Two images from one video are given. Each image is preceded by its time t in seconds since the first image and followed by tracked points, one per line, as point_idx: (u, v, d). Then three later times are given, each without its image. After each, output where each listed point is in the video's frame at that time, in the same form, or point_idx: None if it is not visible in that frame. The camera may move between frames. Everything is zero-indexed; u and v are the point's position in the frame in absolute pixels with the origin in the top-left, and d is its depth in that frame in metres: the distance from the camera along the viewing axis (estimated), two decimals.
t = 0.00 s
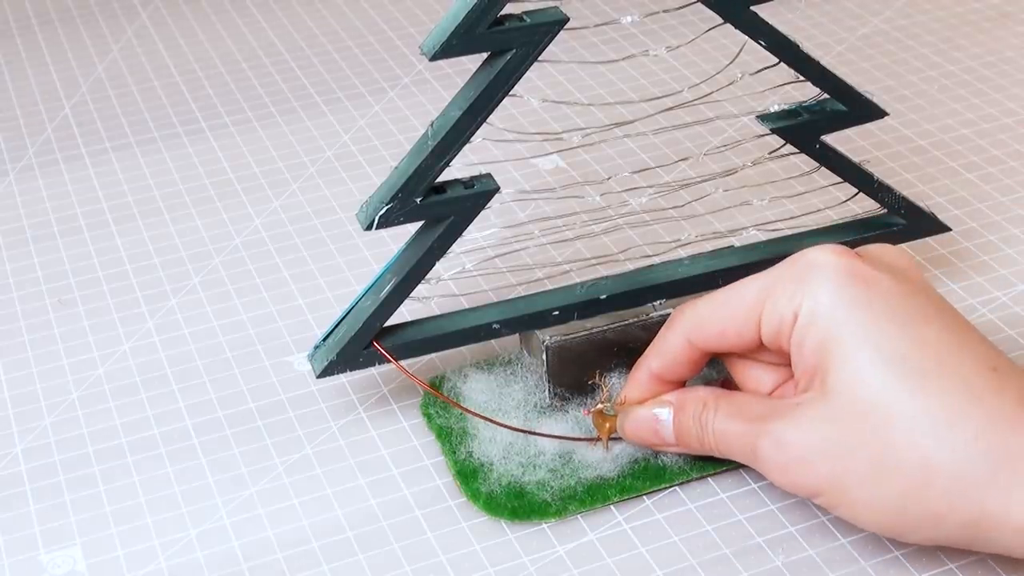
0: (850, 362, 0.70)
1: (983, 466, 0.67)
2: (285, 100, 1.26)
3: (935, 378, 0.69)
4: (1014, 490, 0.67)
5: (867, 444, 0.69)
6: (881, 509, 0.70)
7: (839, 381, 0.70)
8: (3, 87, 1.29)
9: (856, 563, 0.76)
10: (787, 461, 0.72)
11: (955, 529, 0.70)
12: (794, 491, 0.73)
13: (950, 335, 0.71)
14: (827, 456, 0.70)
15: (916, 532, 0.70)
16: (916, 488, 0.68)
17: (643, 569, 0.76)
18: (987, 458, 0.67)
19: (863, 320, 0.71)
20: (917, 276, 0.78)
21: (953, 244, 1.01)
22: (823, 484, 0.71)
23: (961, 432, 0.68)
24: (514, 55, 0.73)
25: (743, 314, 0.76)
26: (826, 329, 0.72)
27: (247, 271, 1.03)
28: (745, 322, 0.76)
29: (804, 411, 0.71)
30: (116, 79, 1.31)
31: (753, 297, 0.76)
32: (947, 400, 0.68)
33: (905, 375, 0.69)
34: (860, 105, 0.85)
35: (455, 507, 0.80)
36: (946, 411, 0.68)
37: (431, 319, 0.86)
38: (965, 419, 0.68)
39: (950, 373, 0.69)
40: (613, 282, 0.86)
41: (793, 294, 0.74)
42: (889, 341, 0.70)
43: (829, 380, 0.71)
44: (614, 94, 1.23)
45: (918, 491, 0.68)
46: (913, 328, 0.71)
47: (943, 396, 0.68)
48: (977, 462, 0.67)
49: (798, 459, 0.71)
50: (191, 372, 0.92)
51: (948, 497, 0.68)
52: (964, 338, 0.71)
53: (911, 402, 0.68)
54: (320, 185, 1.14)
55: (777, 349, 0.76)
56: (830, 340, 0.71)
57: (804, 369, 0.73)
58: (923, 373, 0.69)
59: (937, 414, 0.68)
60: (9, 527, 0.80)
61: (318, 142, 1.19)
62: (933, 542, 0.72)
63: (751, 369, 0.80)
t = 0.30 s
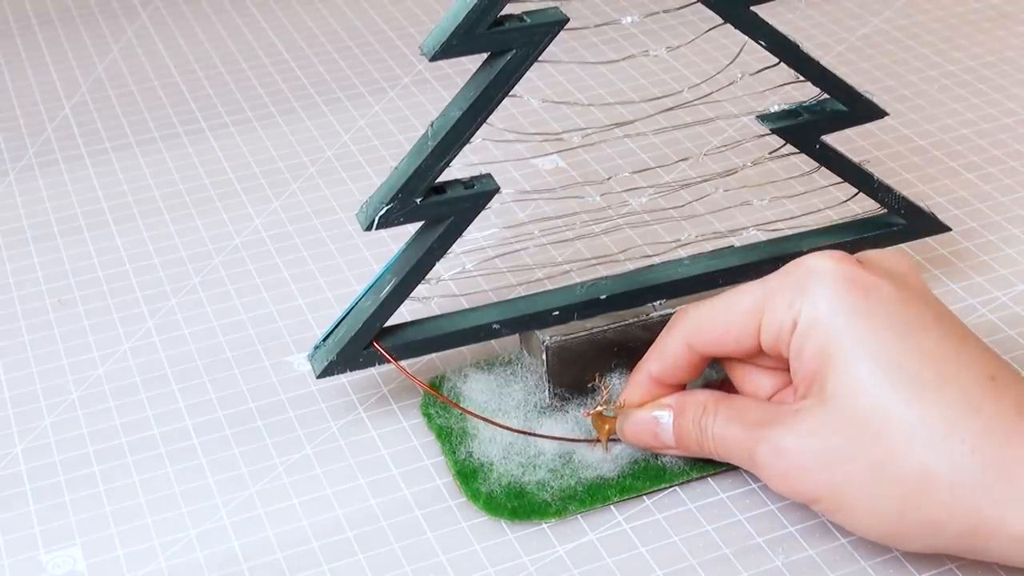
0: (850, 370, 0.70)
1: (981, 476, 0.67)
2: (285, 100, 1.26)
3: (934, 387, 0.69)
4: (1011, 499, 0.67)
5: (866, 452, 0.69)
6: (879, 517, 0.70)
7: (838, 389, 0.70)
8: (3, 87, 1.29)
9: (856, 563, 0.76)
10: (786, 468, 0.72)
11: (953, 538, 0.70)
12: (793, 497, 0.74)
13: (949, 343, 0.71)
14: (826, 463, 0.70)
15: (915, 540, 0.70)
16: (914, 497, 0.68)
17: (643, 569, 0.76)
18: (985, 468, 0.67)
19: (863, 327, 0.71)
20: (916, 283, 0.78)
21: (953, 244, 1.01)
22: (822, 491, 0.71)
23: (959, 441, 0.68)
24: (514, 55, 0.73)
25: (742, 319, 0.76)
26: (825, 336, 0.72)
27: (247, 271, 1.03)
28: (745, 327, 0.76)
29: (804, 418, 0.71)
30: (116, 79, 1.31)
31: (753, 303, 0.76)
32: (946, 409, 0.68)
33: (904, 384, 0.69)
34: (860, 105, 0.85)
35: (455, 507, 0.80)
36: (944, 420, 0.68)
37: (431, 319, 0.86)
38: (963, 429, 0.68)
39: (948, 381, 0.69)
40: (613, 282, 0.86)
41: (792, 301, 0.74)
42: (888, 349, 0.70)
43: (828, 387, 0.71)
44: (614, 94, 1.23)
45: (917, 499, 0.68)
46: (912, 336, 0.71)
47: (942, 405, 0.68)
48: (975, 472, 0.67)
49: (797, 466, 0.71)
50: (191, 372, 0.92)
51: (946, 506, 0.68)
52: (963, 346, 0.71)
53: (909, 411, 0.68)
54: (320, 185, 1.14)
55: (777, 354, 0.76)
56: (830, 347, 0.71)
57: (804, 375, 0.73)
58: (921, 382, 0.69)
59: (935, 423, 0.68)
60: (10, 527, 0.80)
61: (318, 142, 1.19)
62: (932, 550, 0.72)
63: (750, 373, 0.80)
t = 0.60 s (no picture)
0: (849, 370, 0.70)
1: (980, 477, 0.67)
2: (285, 101, 1.26)
3: (933, 388, 0.69)
4: (1010, 500, 0.67)
5: (866, 453, 0.69)
6: (878, 518, 0.70)
7: (837, 389, 0.70)
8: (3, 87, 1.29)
9: (857, 564, 0.76)
10: (786, 468, 0.72)
11: (952, 539, 0.70)
12: (793, 497, 0.74)
13: (948, 343, 0.71)
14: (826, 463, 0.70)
15: (913, 541, 0.71)
16: (912, 497, 0.68)
17: (643, 569, 0.76)
18: (983, 469, 0.67)
19: (862, 328, 0.71)
20: (916, 283, 0.78)
21: (952, 244, 1.02)
22: (821, 491, 0.71)
23: (958, 441, 0.68)
24: (514, 56, 0.73)
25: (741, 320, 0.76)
26: (824, 337, 0.72)
27: (248, 271, 1.03)
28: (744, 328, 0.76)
29: (803, 419, 0.71)
30: (116, 79, 1.31)
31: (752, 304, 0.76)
32: (945, 409, 0.68)
33: (903, 384, 0.69)
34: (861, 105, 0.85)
35: (455, 507, 0.80)
36: (943, 420, 0.68)
37: (432, 319, 0.86)
38: (962, 429, 0.68)
39: (947, 382, 0.69)
40: (613, 282, 0.86)
41: (792, 301, 0.74)
42: (887, 349, 0.70)
43: (828, 388, 0.71)
44: (614, 94, 1.23)
45: (916, 500, 0.68)
46: (911, 337, 0.71)
47: (941, 406, 0.68)
48: (973, 472, 0.67)
49: (796, 466, 0.72)
50: (191, 372, 0.92)
51: (945, 507, 0.68)
52: (963, 347, 0.71)
53: (908, 411, 0.68)
54: (320, 185, 1.14)
55: (776, 354, 0.76)
56: (829, 348, 0.71)
57: (803, 375, 0.73)
58: (921, 382, 0.69)
59: (935, 424, 0.68)
60: (10, 527, 0.80)
61: (318, 142, 1.19)
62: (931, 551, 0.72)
63: (749, 373, 0.80)
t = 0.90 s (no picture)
0: (847, 373, 0.70)
1: (977, 480, 0.67)
2: (285, 100, 1.26)
3: (931, 391, 0.69)
4: (1009, 504, 0.67)
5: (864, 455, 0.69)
6: (876, 520, 0.70)
7: (835, 391, 0.70)
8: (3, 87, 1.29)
9: (857, 564, 0.76)
10: (785, 468, 0.72)
11: (950, 542, 0.70)
12: (791, 498, 0.74)
13: (947, 345, 0.71)
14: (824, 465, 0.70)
15: (911, 544, 0.71)
16: (909, 501, 0.68)
17: (643, 569, 0.76)
18: (981, 472, 0.67)
19: (860, 330, 0.71)
20: (915, 286, 0.78)
21: (952, 244, 1.02)
22: (819, 493, 0.72)
23: (956, 444, 0.67)
24: (514, 55, 0.73)
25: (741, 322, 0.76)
26: (823, 340, 0.72)
27: (248, 271, 1.03)
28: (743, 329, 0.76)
29: (801, 420, 0.72)
30: (116, 79, 1.31)
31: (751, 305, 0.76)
32: (943, 412, 0.68)
33: (901, 387, 0.69)
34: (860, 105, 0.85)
35: (455, 507, 0.80)
36: (940, 422, 0.68)
37: (432, 319, 0.86)
38: (960, 433, 0.68)
39: (946, 385, 0.69)
40: (613, 282, 0.86)
41: (791, 303, 0.73)
42: (885, 352, 0.70)
43: (826, 390, 0.71)
44: (614, 94, 1.23)
45: (913, 502, 0.68)
46: (910, 339, 0.70)
47: (939, 408, 0.68)
48: (970, 476, 0.67)
49: (795, 467, 0.72)
50: (192, 372, 0.92)
51: (942, 510, 0.68)
52: (961, 350, 0.71)
53: (906, 414, 0.68)
54: (321, 185, 1.14)
55: (776, 354, 0.76)
56: (828, 350, 0.71)
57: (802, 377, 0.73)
58: (918, 385, 0.69)
59: (932, 427, 0.68)
60: (10, 527, 0.80)
61: (318, 142, 1.19)
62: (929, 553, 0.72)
63: (748, 373, 0.79)
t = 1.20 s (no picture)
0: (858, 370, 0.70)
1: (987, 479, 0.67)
2: (285, 101, 1.26)
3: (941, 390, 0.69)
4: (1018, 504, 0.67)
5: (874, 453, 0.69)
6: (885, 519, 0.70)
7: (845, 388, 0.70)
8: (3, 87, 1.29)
9: (856, 564, 0.76)
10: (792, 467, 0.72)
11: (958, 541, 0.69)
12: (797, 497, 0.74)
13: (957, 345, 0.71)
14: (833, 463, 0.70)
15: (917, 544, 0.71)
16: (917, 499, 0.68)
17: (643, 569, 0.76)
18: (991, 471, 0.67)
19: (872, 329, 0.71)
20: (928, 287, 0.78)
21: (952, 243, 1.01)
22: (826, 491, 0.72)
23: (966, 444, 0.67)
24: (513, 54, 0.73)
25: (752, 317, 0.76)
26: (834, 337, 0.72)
27: (248, 271, 1.03)
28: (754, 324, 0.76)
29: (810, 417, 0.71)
30: (116, 79, 1.31)
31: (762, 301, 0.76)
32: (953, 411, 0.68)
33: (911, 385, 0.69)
34: (860, 104, 0.85)
35: (455, 507, 0.80)
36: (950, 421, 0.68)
37: (431, 319, 0.86)
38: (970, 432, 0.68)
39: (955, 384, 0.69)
40: (611, 281, 0.86)
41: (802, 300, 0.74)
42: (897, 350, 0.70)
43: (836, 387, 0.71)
44: (614, 93, 1.23)
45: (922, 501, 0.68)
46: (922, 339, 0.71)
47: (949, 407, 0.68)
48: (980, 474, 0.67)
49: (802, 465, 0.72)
50: (192, 372, 0.92)
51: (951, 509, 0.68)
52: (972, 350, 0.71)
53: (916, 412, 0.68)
54: (320, 185, 1.14)
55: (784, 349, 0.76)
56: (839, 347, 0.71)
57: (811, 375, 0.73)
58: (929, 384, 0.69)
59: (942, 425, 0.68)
60: (10, 527, 0.80)
61: (317, 142, 1.19)
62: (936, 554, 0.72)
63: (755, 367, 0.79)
